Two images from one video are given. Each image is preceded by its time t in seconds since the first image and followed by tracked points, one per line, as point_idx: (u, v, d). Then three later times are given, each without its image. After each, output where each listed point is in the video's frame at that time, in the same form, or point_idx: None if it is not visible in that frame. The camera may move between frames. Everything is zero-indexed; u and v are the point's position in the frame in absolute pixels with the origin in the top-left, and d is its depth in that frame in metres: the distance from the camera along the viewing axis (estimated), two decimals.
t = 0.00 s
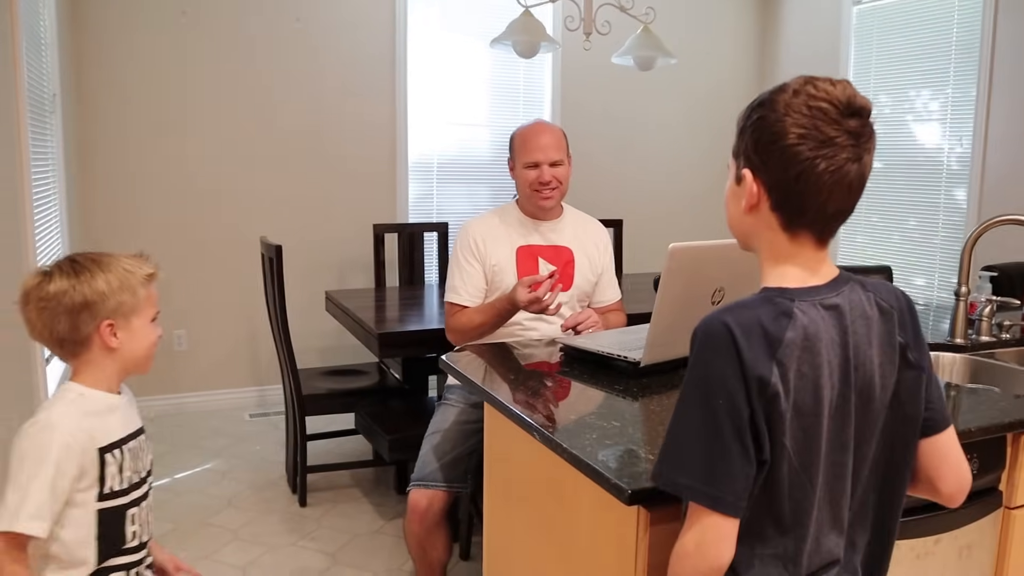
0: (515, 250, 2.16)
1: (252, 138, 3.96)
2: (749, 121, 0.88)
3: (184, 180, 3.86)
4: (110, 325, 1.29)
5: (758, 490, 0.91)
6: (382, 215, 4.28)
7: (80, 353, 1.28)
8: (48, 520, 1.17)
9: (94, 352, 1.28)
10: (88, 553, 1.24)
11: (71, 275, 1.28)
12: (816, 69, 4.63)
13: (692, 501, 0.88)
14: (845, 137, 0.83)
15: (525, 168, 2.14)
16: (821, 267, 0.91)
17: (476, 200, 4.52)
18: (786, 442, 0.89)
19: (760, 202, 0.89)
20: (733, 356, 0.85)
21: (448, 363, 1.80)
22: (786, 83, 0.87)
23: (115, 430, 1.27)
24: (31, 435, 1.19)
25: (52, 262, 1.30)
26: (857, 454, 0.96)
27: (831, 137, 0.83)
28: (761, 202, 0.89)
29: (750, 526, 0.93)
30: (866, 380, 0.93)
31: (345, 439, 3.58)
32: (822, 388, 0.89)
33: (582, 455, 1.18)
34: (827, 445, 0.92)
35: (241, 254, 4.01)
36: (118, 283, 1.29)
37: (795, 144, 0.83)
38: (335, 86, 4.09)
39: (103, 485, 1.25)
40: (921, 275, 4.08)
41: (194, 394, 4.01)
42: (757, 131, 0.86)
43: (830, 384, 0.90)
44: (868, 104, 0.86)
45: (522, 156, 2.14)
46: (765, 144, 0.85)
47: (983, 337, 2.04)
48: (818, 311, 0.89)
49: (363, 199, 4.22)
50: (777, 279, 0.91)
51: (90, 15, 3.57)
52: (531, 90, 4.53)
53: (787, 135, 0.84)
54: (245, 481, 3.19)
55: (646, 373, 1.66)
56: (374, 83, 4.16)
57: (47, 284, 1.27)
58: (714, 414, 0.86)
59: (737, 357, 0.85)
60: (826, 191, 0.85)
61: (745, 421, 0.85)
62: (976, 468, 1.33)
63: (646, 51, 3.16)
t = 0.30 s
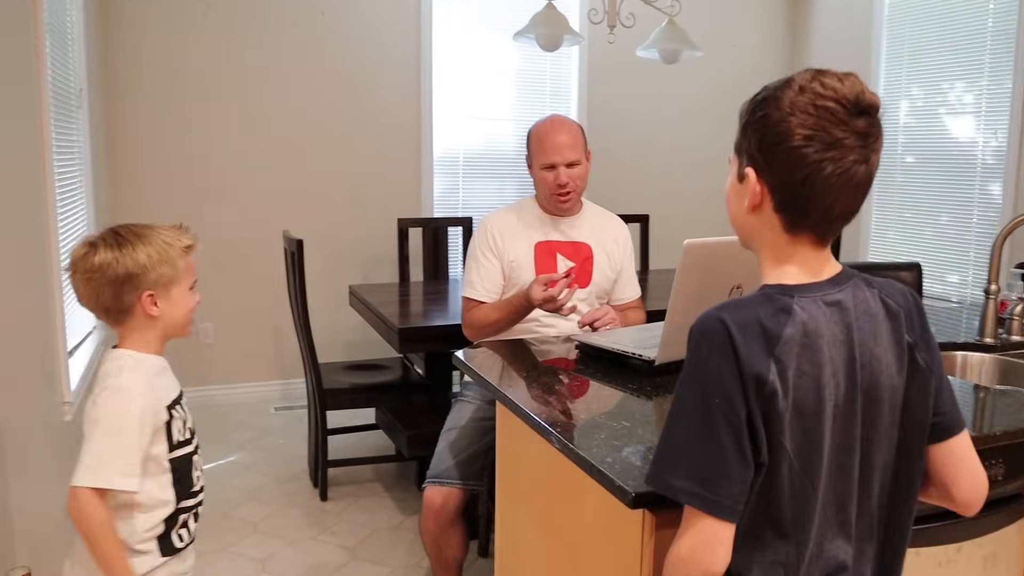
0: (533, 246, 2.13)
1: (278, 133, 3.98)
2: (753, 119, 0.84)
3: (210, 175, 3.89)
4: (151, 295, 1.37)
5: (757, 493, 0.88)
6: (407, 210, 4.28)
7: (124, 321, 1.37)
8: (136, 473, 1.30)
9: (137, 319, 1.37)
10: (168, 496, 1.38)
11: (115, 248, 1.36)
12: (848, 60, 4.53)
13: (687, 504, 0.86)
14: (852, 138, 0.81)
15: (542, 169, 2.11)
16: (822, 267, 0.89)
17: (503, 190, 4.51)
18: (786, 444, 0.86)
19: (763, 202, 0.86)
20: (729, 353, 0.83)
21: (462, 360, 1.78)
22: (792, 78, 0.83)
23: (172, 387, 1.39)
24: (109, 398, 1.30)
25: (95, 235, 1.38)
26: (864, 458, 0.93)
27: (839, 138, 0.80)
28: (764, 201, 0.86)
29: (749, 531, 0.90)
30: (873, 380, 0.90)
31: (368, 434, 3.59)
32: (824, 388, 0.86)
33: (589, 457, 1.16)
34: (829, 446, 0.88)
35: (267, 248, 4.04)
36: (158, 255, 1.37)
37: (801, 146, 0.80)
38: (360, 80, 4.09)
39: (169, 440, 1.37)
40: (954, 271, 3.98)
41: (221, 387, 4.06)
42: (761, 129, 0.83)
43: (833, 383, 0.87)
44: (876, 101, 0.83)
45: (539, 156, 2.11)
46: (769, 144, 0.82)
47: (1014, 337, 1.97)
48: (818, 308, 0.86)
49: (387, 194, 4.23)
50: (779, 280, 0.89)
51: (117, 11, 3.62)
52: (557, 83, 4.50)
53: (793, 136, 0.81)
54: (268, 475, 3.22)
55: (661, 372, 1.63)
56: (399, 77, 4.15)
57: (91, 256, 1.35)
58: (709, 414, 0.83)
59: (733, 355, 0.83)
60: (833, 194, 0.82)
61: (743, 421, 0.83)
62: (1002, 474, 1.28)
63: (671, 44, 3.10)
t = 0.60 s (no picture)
0: (563, 247, 2.10)
1: (317, 131, 4.01)
2: (764, 121, 0.80)
3: (250, 173, 3.94)
4: (183, 304, 1.33)
5: (779, 517, 0.83)
6: (445, 209, 4.27)
7: (155, 331, 1.33)
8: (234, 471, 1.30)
9: (168, 328, 1.33)
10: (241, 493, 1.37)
11: (147, 257, 1.31)
12: (900, 56, 4.38)
13: (702, 529, 0.82)
14: (869, 131, 0.76)
15: (569, 175, 2.08)
16: (845, 271, 0.83)
17: (542, 189, 4.47)
18: (807, 465, 0.81)
19: (779, 206, 0.81)
20: (745, 370, 0.78)
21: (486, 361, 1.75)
22: (802, 77, 0.79)
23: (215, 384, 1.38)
24: (186, 406, 1.26)
25: (124, 241, 1.33)
26: (898, 480, 0.87)
27: (854, 132, 0.75)
28: (780, 206, 0.81)
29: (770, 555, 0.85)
30: (906, 397, 0.84)
31: (402, 432, 3.59)
32: (849, 405, 0.80)
33: (603, 466, 1.13)
34: (858, 468, 0.83)
35: (305, 246, 4.07)
36: (190, 263, 1.33)
37: (814, 142, 0.75)
38: (398, 79, 4.09)
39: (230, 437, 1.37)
40: (1008, 275, 3.82)
41: (260, 383, 4.11)
42: (773, 130, 0.79)
43: (859, 400, 0.81)
44: (894, 92, 0.78)
45: (567, 161, 2.08)
46: (781, 144, 0.78)
47: None
48: (842, 320, 0.80)
49: (425, 193, 4.23)
50: (801, 288, 0.83)
51: (161, 12, 3.69)
52: (597, 81, 4.44)
53: (806, 132, 0.76)
54: (302, 471, 3.25)
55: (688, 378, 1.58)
56: (437, 75, 4.15)
57: (123, 265, 1.30)
58: (723, 435, 0.79)
59: (748, 372, 0.78)
60: (852, 191, 0.77)
61: (758, 442, 0.78)
62: None
63: (713, 41, 3.01)
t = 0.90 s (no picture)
0: (578, 240, 2.08)
1: (337, 125, 4.02)
2: (757, 116, 0.78)
3: (271, 167, 3.96)
4: (195, 305, 1.33)
5: (796, 527, 0.78)
6: (465, 202, 4.27)
7: (168, 332, 1.33)
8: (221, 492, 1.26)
9: (180, 330, 1.33)
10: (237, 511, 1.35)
11: (156, 255, 1.31)
12: (929, 45, 4.28)
13: (713, 542, 0.77)
14: (864, 120, 0.73)
15: (583, 167, 2.06)
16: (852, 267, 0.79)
17: (563, 182, 4.45)
18: (824, 471, 0.76)
19: (776, 202, 0.78)
20: (755, 375, 0.73)
21: (499, 356, 1.74)
22: (794, 67, 0.76)
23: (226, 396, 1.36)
24: (180, 415, 1.25)
25: (135, 240, 1.34)
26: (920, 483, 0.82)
27: (848, 122, 0.72)
28: (777, 202, 0.78)
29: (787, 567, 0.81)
30: (924, 396, 0.79)
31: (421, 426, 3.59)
32: (866, 407, 0.76)
33: (608, 464, 1.11)
34: (877, 474, 0.78)
35: (326, 240, 4.09)
36: (201, 263, 1.33)
37: (807, 134, 0.73)
38: (418, 72, 4.09)
39: (233, 451, 1.34)
40: None
41: (281, 376, 4.14)
42: (765, 124, 0.77)
43: (876, 402, 0.76)
44: (890, 79, 0.75)
45: (581, 153, 2.06)
46: (773, 138, 0.76)
47: None
48: (855, 319, 0.76)
49: (445, 187, 4.22)
50: (806, 287, 0.80)
51: (183, 7, 3.72)
52: (619, 73, 4.40)
53: (799, 125, 0.73)
54: (320, 465, 3.27)
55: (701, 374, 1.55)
56: (457, 68, 4.14)
57: (132, 265, 1.30)
58: (734, 443, 0.74)
59: (759, 377, 0.73)
60: (849, 183, 0.74)
61: (772, 451, 0.74)
62: None
63: (734, 32, 2.96)
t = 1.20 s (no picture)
0: (594, 228, 2.04)
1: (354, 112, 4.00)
2: (778, 103, 0.74)
3: (287, 155, 3.95)
4: (211, 300, 1.31)
5: (824, 531, 0.73)
6: (482, 191, 4.23)
7: (184, 328, 1.32)
8: (183, 510, 1.21)
9: (197, 326, 1.32)
10: (218, 527, 1.32)
11: (168, 247, 1.29)
12: (957, 29, 4.17)
13: (736, 547, 0.72)
14: (891, 103, 0.69)
15: (598, 151, 2.03)
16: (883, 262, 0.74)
17: (582, 169, 4.41)
18: (856, 474, 0.71)
19: (801, 192, 0.74)
20: (785, 372, 0.68)
21: (515, 347, 1.71)
22: (816, 52, 0.73)
23: (229, 409, 1.32)
24: (163, 421, 1.21)
25: (148, 231, 1.32)
26: (955, 485, 0.77)
27: (875, 104, 0.68)
28: (801, 192, 0.74)
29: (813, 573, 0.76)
30: (961, 394, 0.74)
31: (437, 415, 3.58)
32: (901, 406, 0.71)
33: (622, 460, 1.08)
34: (912, 476, 0.73)
35: (342, 227, 4.08)
36: (217, 255, 1.31)
37: (832, 118, 0.69)
38: (435, 58, 4.05)
39: (224, 465, 1.31)
40: None
41: (298, 364, 4.14)
42: (788, 111, 0.73)
43: (912, 401, 0.71)
44: (917, 60, 0.71)
45: (597, 137, 2.03)
46: (796, 125, 0.72)
47: None
48: (889, 313, 0.71)
49: (462, 174, 4.19)
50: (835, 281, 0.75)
51: None
52: (638, 58, 4.34)
53: (822, 109, 0.70)
54: (336, 454, 3.26)
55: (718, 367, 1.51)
56: (475, 54, 4.10)
57: (145, 258, 1.29)
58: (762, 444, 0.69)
59: (789, 374, 0.68)
60: (877, 169, 0.69)
61: (801, 452, 0.69)
62: None
63: (755, 17, 2.89)
